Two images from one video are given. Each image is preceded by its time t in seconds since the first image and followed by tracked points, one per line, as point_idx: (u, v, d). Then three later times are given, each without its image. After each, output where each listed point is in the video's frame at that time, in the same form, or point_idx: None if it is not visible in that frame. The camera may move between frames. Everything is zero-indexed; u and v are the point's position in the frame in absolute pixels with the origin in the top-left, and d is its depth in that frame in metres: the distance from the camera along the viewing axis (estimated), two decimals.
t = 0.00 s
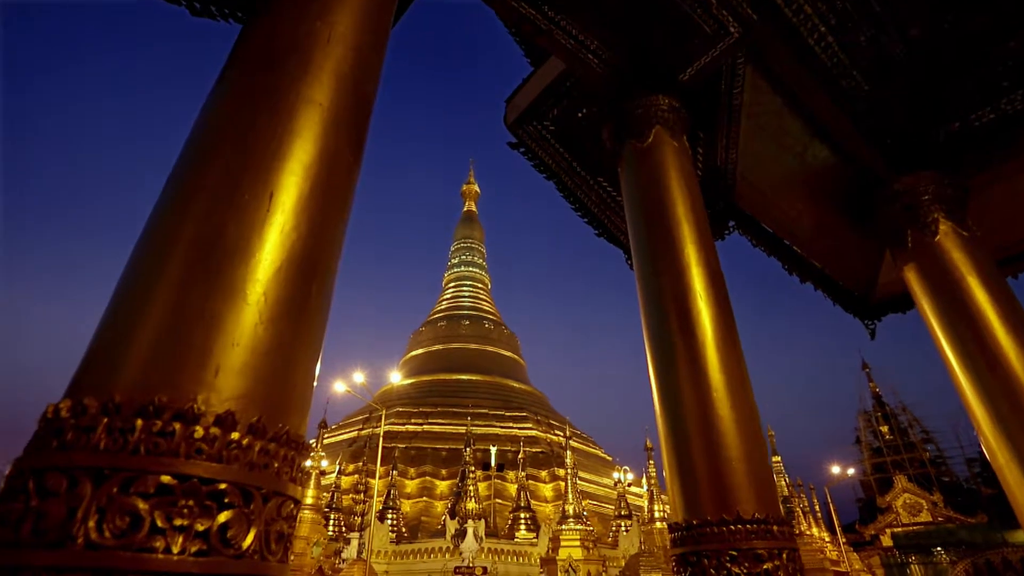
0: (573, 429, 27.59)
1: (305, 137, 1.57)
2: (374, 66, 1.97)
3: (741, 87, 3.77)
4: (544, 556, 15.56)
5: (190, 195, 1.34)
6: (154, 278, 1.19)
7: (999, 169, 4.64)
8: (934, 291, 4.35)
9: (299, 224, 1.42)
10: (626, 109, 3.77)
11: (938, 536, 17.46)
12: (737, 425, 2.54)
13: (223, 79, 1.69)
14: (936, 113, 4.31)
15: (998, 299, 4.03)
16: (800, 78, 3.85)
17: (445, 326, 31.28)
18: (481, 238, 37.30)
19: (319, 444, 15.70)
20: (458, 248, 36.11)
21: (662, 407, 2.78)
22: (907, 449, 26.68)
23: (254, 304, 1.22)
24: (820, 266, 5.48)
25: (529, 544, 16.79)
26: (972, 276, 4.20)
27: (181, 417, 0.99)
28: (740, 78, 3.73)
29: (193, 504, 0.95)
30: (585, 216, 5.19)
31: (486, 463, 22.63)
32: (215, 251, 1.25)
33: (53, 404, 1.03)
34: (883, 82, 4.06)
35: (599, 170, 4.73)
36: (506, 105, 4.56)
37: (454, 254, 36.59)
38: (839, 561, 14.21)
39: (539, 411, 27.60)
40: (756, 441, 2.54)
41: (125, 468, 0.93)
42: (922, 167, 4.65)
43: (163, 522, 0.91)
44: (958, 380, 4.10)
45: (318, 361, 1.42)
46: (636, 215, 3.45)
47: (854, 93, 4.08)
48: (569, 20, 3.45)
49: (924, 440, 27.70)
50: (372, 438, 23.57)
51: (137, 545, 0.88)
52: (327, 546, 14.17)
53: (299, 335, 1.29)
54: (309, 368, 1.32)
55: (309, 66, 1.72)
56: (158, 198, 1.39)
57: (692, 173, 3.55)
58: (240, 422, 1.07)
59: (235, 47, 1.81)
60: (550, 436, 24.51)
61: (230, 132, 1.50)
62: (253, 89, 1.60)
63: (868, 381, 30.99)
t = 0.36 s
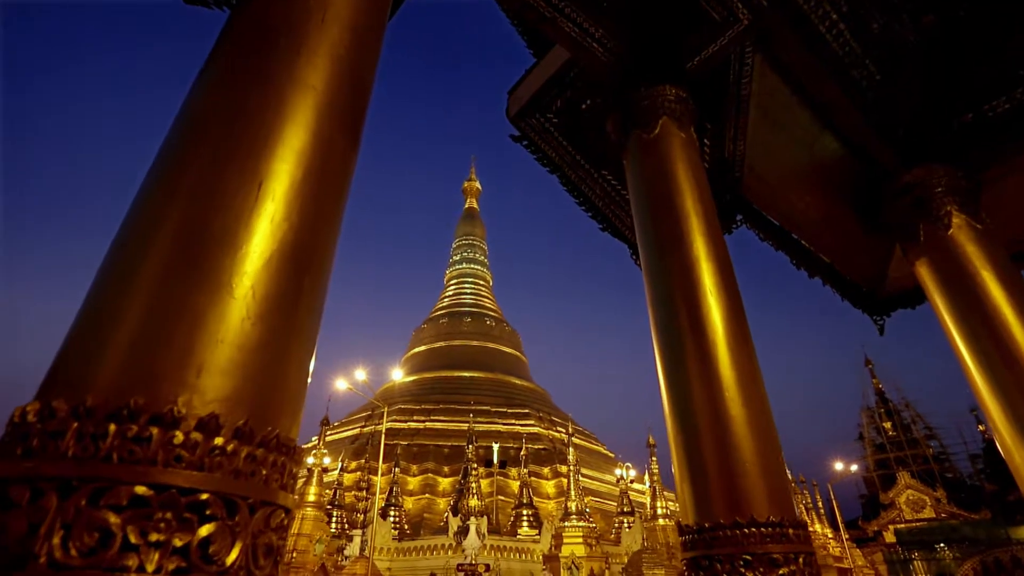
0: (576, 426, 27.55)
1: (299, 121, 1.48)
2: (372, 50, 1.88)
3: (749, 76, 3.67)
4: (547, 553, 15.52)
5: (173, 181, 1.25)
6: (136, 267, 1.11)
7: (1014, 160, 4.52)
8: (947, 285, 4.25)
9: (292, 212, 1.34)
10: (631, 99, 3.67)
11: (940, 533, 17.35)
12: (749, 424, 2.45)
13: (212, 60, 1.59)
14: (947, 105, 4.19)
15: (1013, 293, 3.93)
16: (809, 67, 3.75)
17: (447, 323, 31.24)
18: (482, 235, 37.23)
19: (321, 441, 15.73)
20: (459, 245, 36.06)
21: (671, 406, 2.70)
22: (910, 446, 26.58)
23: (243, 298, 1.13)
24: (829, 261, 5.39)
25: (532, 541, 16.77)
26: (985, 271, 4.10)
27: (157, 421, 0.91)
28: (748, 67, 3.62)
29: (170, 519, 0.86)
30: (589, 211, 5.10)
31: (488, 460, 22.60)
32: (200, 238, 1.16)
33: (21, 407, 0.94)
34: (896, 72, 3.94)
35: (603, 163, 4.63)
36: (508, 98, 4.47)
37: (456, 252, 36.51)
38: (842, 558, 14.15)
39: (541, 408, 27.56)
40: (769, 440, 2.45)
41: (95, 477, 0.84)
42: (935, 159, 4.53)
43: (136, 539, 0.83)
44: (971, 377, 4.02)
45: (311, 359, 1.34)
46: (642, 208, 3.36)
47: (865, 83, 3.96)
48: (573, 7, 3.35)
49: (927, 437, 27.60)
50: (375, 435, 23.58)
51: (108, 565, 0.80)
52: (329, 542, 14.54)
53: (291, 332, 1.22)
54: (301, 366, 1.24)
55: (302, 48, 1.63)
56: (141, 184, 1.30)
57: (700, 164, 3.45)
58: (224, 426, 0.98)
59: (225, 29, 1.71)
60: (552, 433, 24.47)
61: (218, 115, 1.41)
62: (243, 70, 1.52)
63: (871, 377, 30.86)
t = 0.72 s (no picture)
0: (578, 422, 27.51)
1: (292, 103, 1.39)
2: (368, 31, 1.78)
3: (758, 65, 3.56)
4: (549, 550, 15.47)
5: (155, 161, 1.16)
6: (112, 254, 1.02)
7: None
8: (961, 280, 4.15)
9: (283, 199, 1.25)
10: (638, 90, 3.58)
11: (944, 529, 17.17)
12: (762, 422, 2.37)
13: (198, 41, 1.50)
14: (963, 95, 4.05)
15: None
16: (820, 55, 3.64)
17: (449, 320, 31.17)
18: (484, 232, 37.15)
19: (323, 438, 15.75)
20: (461, 242, 35.98)
21: (681, 404, 2.61)
22: (913, 442, 26.45)
23: (230, 289, 1.05)
24: (838, 255, 5.29)
25: (535, 537, 16.74)
26: (1001, 265, 3.99)
27: (129, 427, 0.83)
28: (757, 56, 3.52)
29: (138, 538, 0.78)
30: (593, 205, 5.01)
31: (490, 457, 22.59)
32: (184, 224, 1.07)
33: None
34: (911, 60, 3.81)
35: (607, 156, 4.53)
36: (510, 89, 4.38)
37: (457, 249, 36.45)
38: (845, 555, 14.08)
39: (543, 405, 27.52)
40: (784, 440, 2.36)
41: (56, 490, 0.76)
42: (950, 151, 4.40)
43: (103, 560, 0.75)
44: (986, 374, 3.92)
45: (303, 354, 1.26)
46: (649, 201, 3.27)
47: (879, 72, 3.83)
48: None
49: (931, 433, 27.47)
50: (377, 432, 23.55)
51: None
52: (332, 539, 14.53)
53: (282, 328, 1.14)
54: (292, 363, 1.16)
55: (295, 28, 1.53)
56: (122, 166, 1.22)
57: (709, 156, 3.36)
58: (206, 432, 0.90)
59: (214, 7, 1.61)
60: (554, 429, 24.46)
61: (205, 94, 1.32)
62: (233, 46, 1.43)
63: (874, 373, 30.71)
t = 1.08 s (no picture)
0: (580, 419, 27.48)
1: (282, 86, 1.30)
2: (365, 12, 1.69)
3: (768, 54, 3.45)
4: (552, 548, 15.42)
5: (130, 143, 1.07)
6: (85, 241, 0.93)
7: None
8: (976, 274, 4.04)
9: (273, 186, 1.16)
10: (644, 80, 3.48)
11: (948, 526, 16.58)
12: (778, 422, 2.28)
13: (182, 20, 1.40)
14: (979, 84, 3.92)
15: None
16: (830, 44, 3.52)
17: (451, 317, 31.12)
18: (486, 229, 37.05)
19: (326, 435, 15.70)
20: (462, 239, 35.89)
21: (691, 404, 2.52)
22: (917, 438, 26.28)
23: (215, 282, 0.97)
24: (847, 249, 5.19)
25: (537, 534, 16.67)
26: (1018, 260, 3.87)
27: (93, 437, 0.74)
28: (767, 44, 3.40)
29: (101, 562, 0.69)
30: (597, 199, 4.92)
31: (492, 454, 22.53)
32: (161, 211, 0.98)
33: None
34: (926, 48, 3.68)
35: (612, 149, 4.43)
36: (512, 81, 4.28)
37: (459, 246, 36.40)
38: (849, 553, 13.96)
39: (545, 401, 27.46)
40: (799, 441, 2.27)
41: (8, 510, 0.67)
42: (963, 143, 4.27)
43: None
44: (1003, 371, 3.81)
45: (295, 349, 1.17)
46: (657, 193, 3.18)
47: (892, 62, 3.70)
48: None
49: (934, 429, 27.29)
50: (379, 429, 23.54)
51: None
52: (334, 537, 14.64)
53: (270, 326, 1.05)
54: (284, 361, 1.09)
55: (286, 7, 1.44)
56: (97, 150, 1.13)
57: (718, 147, 3.26)
58: (182, 440, 0.81)
59: None
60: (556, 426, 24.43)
61: (186, 75, 1.23)
62: (218, 25, 1.33)
63: (877, 369, 30.52)
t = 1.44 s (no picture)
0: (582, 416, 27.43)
1: (271, 64, 1.20)
2: None
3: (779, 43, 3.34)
4: (555, 545, 15.36)
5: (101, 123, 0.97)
6: (50, 229, 0.84)
7: None
8: (991, 269, 3.93)
9: (261, 170, 1.07)
10: (651, 71, 3.38)
11: (950, 522, 16.33)
12: (793, 422, 2.19)
13: None
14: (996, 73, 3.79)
15: None
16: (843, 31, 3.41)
17: (453, 314, 31.09)
18: (487, 226, 37.03)
19: (328, 432, 15.66)
20: (464, 236, 35.85)
21: (702, 403, 2.44)
22: (920, 435, 26.15)
23: (194, 275, 0.88)
24: (856, 243, 5.09)
25: (540, 531, 16.65)
26: None
27: (49, 449, 0.66)
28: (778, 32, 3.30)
29: None
30: (602, 192, 4.83)
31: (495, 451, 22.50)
32: (136, 198, 0.89)
33: None
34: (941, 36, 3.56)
35: (616, 141, 4.34)
36: (515, 73, 4.19)
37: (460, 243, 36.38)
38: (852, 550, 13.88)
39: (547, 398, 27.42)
40: (816, 441, 2.18)
41: None
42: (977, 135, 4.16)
43: None
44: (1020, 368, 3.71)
45: (283, 346, 1.09)
46: (665, 185, 3.08)
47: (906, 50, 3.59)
48: None
49: (937, 425, 27.17)
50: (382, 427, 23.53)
51: None
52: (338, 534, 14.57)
53: (255, 322, 0.96)
54: (270, 359, 1.00)
55: None
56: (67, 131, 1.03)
57: (728, 138, 3.16)
58: (153, 452, 0.73)
59: None
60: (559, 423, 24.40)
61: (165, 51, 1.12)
62: None
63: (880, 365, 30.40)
